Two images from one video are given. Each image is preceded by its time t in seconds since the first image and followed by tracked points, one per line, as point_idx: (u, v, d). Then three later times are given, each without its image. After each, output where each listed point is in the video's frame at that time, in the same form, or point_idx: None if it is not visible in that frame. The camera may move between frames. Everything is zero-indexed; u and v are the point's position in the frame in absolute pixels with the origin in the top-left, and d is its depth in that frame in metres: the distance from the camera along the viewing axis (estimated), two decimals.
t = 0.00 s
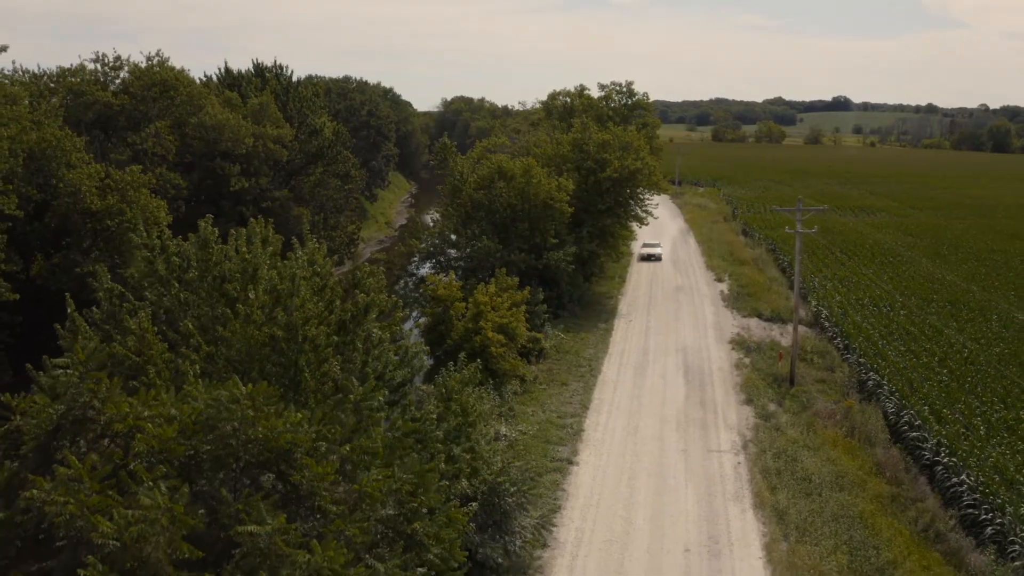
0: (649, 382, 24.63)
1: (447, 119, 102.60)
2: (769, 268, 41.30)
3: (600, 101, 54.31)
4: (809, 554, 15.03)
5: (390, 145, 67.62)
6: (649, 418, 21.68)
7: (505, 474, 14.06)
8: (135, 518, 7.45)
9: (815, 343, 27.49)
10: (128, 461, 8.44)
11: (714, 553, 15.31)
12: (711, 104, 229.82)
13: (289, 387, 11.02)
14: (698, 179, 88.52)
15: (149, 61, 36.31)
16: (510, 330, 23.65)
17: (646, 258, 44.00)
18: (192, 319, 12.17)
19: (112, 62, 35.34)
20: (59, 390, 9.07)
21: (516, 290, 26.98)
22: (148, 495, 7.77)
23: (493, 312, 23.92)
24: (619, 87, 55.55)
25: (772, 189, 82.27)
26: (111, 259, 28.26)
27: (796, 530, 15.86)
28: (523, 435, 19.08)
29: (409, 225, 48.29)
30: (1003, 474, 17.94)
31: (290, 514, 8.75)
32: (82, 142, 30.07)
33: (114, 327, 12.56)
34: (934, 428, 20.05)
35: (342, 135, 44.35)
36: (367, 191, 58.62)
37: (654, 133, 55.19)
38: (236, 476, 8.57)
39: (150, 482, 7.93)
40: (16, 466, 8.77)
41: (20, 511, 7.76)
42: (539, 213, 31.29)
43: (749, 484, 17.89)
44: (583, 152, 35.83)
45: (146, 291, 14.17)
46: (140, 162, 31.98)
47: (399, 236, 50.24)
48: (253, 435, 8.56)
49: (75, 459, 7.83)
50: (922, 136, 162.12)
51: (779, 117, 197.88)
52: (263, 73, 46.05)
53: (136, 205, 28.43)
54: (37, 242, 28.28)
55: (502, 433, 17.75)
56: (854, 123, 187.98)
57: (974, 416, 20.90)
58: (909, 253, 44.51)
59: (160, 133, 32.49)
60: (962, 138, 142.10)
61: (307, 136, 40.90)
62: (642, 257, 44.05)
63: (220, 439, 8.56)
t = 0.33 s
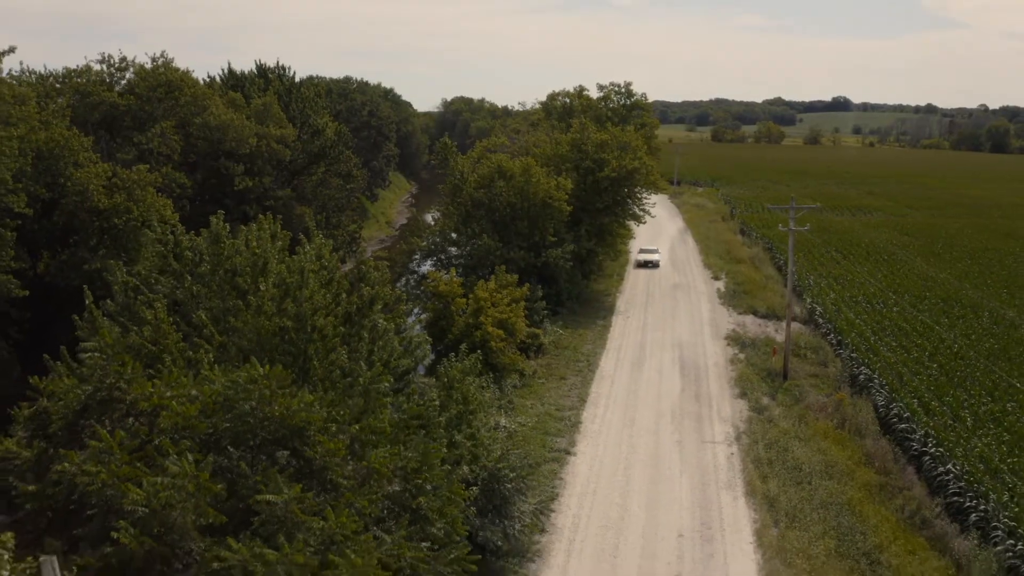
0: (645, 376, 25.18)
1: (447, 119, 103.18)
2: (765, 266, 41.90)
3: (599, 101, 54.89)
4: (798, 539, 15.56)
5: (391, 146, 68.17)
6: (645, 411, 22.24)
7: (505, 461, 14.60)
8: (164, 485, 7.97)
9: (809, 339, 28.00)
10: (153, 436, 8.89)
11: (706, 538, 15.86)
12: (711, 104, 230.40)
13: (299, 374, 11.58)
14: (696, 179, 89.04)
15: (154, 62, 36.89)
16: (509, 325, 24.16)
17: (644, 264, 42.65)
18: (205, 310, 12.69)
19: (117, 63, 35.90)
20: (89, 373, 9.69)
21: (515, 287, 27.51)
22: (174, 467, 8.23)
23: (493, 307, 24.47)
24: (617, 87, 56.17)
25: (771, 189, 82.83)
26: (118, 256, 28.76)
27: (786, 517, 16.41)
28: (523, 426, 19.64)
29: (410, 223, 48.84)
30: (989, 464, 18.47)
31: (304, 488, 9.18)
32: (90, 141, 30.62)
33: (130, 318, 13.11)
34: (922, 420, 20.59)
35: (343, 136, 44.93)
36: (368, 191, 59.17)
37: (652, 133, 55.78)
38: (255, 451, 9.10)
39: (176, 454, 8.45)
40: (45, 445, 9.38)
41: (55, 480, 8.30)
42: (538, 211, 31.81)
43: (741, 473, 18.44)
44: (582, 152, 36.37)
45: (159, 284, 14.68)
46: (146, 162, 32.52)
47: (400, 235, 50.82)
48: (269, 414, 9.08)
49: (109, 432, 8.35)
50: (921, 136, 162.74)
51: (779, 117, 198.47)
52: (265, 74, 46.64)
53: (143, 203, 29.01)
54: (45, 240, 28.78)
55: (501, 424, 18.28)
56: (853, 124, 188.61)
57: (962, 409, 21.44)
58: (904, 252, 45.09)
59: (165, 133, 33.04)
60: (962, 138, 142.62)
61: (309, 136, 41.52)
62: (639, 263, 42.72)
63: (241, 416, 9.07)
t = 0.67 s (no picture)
0: (641, 369, 25.86)
1: (447, 120, 103.84)
2: (760, 264, 42.58)
3: (598, 102, 55.59)
4: (786, 523, 16.20)
5: (392, 146, 68.85)
6: (641, 402, 22.91)
7: (504, 446, 15.30)
8: (193, 452, 8.46)
9: (802, 334, 28.62)
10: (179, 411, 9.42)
11: (698, 522, 16.51)
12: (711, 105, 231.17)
13: (309, 360, 12.22)
14: (695, 179, 89.67)
15: (160, 63, 37.54)
16: (508, 320, 24.81)
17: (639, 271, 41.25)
18: (218, 300, 13.31)
19: (124, 64, 36.59)
20: (118, 354, 10.33)
21: (515, 283, 28.15)
22: (201, 437, 8.72)
23: (493, 303, 25.16)
24: (616, 88, 56.91)
25: (769, 189, 83.51)
26: (126, 252, 29.35)
27: (774, 502, 17.06)
28: (522, 416, 20.31)
29: (412, 223, 49.49)
30: (973, 453, 19.10)
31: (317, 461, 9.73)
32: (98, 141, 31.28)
33: (148, 308, 13.77)
34: (909, 410, 21.25)
35: (346, 136, 45.64)
36: (369, 190, 59.85)
37: (650, 133, 56.49)
38: (274, 425, 9.63)
39: (203, 428, 8.94)
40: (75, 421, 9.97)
41: (89, 451, 8.89)
42: (537, 210, 32.42)
43: (733, 461, 19.10)
44: (581, 152, 36.98)
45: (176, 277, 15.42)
46: (153, 161, 33.17)
47: (401, 234, 51.51)
48: (288, 391, 9.63)
49: (143, 406, 8.93)
50: (919, 136, 163.41)
51: (778, 117, 199.15)
52: (269, 75, 47.44)
53: (150, 201, 29.68)
54: (54, 237, 29.41)
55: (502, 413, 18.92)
56: (852, 124, 189.31)
57: (948, 400, 22.10)
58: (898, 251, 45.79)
59: (171, 133, 33.67)
60: (961, 138, 143.28)
61: (312, 137, 42.19)
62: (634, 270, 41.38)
63: (262, 393, 9.61)
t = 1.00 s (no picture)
0: (637, 362, 26.62)
1: (447, 120, 104.72)
2: (756, 262, 43.34)
3: (597, 102, 56.39)
4: (774, 505, 16.94)
5: (393, 145, 69.70)
6: (636, 393, 23.68)
7: (504, 430, 16.06)
8: (222, 420, 8.67)
9: (794, 329, 29.34)
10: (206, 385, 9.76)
11: (689, 504, 17.27)
12: (710, 105, 231.96)
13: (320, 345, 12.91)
14: (693, 178, 90.50)
15: (166, 64, 38.35)
16: (508, 314, 25.56)
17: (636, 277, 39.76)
18: (232, 290, 13.97)
19: (131, 64, 37.43)
20: (147, 336, 10.76)
21: (515, 278, 28.87)
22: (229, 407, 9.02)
23: (493, 297, 25.92)
24: (614, 89, 57.75)
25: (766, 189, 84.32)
26: (135, 249, 30.03)
27: (763, 485, 17.81)
28: (522, 405, 21.06)
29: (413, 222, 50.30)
30: (955, 439, 19.83)
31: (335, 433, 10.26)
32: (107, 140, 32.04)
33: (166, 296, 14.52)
34: (894, 400, 22.01)
35: (348, 136, 46.46)
36: (371, 189, 60.72)
37: (648, 133, 57.32)
38: (292, 400, 10.21)
39: (231, 398, 9.20)
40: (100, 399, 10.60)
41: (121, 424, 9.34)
42: (536, 208, 33.14)
43: (724, 448, 19.83)
44: (579, 151, 37.69)
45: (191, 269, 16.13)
46: (160, 160, 33.90)
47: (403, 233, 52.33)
48: (305, 368, 10.28)
49: (175, 380, 9.24)
50: (918, 136, 164.29)
51: (778, 117, 199.93)
52: (273, 76, 48.31)
53: (159, 198, 30.46)
54: (64, 235, 30.14)
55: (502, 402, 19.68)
56: (852, 124, 190.13)
57: (933, 390, 22.86)
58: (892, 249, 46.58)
59: (178, 132, 34.38)
60: (960, 139, 144.13)
61: (315, 137, 42.98)
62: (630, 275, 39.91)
63: (280, 373, 10.20)
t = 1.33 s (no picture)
0: (633, 355, 27.44)
1: (447, 120, 105.56)
2: (751, 259, 44.15)
3: (595, 102, 57.24)
4: (762, 488, 17.70)
5: (394, 145, 70.55)
6: (632, 383, 24.50)
7: (504, 415, 16.85)
8: (246, 392, 9.14)
9: (787, 324, 30.11)
10: (231, 361, 10.30)
11: (681, 486, 18.06)
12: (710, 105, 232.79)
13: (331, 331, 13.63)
14: (692, 178, 91.29)
15: (172, 65, 39.14)
16: (508, 308, 26.45)
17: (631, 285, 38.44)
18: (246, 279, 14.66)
19: (139, 65, 38.21)
20: (174, 320, 11.39)
21: (515, 274, 29.64)
22: (255, 380, 9.47)
23: (493, 292, 26.74)
24: (612, 89, 58.61)
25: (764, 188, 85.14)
26: (145, 246, 30.78)
27: (752, 470, 18.57)
28: (521, 395, 21.84)
29: (415, 220, 51.14)
30: (938, 427, 20.59)
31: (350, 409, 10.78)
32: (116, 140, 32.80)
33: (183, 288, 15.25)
34: (880, 390, 22.80)
35: (350, 136, 47.26)
36: (372, 189, 61.51)
37: (646, 133, 58.13)
38: (309, 378, 10.76)
39: (256, 373, 9.67)
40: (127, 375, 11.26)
41: (150, 399, 9.93)
42: (535, 206, 33.89)
43: (716, 436, 20.60)
44: (577, 150, 38.48)
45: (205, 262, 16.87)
46: (167, 159, 34.66)
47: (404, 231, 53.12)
48: (321, 348, 10.85)
49: (204, 357, 9.76)
50: (916, 136, 165.11)
51: (778, 117, 200.80)
52: (276, 77, 49.10)
53: (167, 197, 31.25)
54: (75, 232, 30.89)
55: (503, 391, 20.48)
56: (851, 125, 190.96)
57: (919, 381, 23.64)
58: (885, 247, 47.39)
59: (185, 132, 35.10)
60: (959, 138, 144.89)
61: (318, 137, 43.89)
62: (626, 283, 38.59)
63: (298, 355, 10.85)
